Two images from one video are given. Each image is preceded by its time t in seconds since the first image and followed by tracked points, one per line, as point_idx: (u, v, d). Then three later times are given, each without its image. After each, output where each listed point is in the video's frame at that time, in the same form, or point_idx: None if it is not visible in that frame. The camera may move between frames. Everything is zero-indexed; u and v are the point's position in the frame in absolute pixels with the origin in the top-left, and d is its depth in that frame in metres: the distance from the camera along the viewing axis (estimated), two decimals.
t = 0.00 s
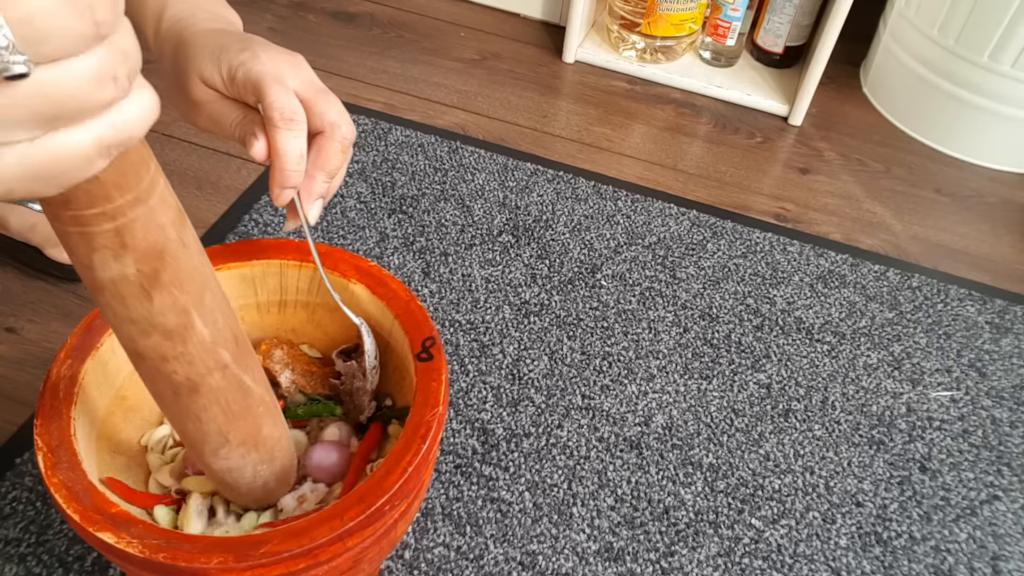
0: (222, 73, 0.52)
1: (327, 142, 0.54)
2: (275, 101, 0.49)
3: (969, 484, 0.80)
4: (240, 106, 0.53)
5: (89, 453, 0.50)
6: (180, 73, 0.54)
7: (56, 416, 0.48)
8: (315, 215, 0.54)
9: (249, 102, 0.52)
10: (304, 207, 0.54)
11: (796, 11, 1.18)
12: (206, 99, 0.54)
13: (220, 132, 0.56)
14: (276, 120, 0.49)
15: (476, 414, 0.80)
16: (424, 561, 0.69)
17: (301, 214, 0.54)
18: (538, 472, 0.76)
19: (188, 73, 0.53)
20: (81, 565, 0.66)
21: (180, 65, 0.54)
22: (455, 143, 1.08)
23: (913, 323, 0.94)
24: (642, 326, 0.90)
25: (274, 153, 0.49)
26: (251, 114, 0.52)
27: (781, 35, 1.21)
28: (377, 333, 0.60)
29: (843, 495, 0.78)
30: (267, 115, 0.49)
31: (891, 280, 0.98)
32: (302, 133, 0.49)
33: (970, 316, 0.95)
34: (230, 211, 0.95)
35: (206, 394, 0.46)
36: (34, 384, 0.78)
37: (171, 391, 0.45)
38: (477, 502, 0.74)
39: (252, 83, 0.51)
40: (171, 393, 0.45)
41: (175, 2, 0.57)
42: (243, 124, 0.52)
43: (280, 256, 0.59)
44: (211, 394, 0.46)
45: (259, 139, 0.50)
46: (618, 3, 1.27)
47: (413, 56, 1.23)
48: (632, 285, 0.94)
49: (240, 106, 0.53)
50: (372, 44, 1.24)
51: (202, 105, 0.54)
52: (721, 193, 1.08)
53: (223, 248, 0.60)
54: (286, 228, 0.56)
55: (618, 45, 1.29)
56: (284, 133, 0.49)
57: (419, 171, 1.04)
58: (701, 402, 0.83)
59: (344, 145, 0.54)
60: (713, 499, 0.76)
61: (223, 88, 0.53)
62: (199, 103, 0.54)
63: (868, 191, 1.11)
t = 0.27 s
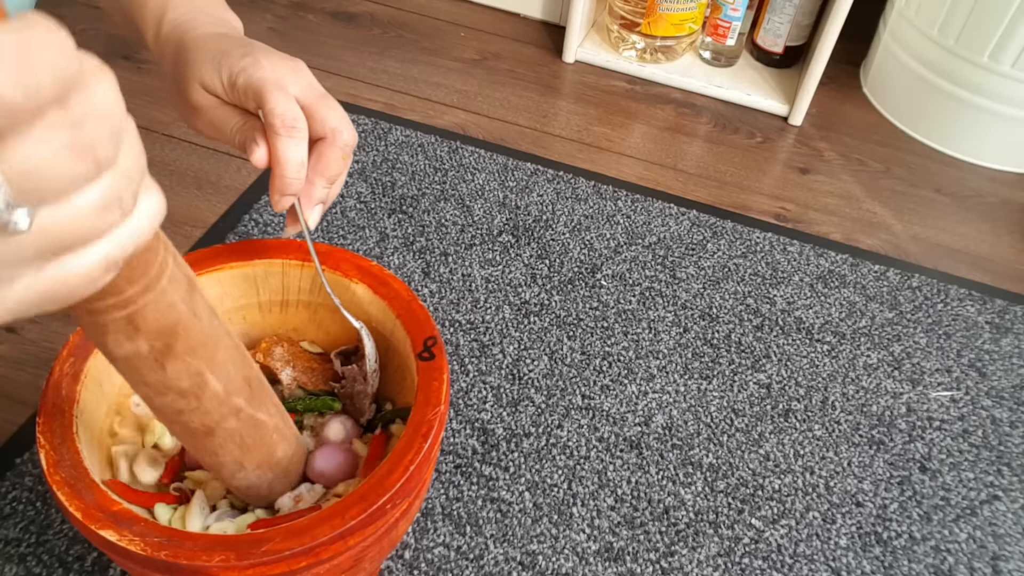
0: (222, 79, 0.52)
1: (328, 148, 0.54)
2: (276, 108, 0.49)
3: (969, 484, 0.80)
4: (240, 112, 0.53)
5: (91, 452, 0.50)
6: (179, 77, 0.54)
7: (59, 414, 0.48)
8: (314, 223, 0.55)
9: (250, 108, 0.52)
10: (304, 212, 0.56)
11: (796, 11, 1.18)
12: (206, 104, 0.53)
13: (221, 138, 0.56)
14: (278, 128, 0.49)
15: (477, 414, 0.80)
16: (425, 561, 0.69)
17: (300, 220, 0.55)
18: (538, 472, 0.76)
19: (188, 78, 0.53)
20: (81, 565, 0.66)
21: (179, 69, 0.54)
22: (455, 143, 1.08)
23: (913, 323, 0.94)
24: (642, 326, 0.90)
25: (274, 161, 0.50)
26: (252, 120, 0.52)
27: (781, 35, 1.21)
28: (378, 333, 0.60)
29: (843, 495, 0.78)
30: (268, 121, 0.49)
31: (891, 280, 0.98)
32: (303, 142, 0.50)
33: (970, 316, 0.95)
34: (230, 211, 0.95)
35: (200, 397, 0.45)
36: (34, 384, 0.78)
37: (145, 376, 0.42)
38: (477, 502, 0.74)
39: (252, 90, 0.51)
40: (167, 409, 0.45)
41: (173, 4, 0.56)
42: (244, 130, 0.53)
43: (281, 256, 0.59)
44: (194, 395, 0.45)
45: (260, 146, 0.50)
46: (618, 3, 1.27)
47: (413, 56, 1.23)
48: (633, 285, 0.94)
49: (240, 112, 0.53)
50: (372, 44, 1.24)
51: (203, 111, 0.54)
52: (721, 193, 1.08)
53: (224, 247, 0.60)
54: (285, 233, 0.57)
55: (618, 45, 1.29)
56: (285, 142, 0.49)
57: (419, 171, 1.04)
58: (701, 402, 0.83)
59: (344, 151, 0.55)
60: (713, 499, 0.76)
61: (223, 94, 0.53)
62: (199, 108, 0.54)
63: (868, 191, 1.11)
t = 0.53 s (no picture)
0: (228, 78, 0.52)
1: (333, 146, 0.54)
2: (283, 105, 0.49)
3: (968, 484, 0.80)
4: (246, 110, 0.53)
5: (92, 451, 0.50)
6: (184, 76, 0.54)
7: (60, 414, 0.48)
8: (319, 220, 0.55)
9: (256, 106, 0.52)
10: (308, 211, 0.55)
11: (796, 11, 1.18)
12: (211, 102, 0.53)
13: (225, 137, 0.55)
14: (286, 125, 0.49)
15: (477, 414, 0.80)
16: (425, 561, 0.69)
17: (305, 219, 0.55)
18: (538, 472, 0.76)
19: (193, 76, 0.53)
20: (81, 565, 0.66)
21: (184, 68, 0.53)
22: (455, 143, 1.08)
23: (913, 323, 0.94)
24: (642, 326, 0.90)
25: (282, 158, 0.49)
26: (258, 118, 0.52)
27: (781, 35, 1.21)
28: (379, 333, 0.60)
29: (843, 495, 0.78)
30: (276, 118, 0.49)
31: (891, 280, 0.98)
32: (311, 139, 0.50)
33: (970, 316, 0.95)
34: (230, 211, 0.95)
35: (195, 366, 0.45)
36: (34, 384, 0.78)
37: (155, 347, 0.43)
38: (477, 502, 0.74)
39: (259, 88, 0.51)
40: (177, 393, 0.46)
41: (177, 3, 0.56)
42: (251, 128, 0.52)
43: (281, 256, 0.59)
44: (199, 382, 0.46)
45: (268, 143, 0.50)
46: (618, 3, 1.27)
47: (413, 56, 1.23)
48: (633, 285, 0.94)
49: (246, 110, 0.53)
50: (372, 44, 1.24)
51: (208, 110, 0.53)
52: (721, 193, 1.08)
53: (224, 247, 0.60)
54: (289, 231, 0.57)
55: (618, 45, 1.29)
56: (294, 139, 0.49)
57: (420, 170, 1.04)
58: (701, 402, 0.83)
59: (350, 149, 0.55)
60: (713, 499, 0.76)
61: (229, 93, 0.52)
62: (204, 107, 0.53)
63: (868, 191, 1.11)
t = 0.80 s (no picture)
0: (236, 74, 0.52)
1: (337, 142, 0.54)
2: (292, 101, 0.50)
3: (969, 484, 0.80)
4: (252, 106, 0.53)
5: (92, 451, 0.50)
6: (189, 73, 0.54)
7: (59, 413, 0.48)
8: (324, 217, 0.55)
9: (263, 103, 0.52)
10: (313, 207, 0.55)
11: (796, 11, 1.18)
12: (217, 99, 0.53)
13: (230, 132, 0.55)
14: (293, 121, 0.49)
15: (477, 414, 0.80)
16: (425, 561, 0.69)
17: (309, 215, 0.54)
18: (538, 472, 0.76)
19: (199, 73, 0.53)
20: (81, 565, 0.66)
21: (189, 65, 0.53)
22: (455, 143, 1.08)
23: (913, 323, 0.94)
24: (642, 326, 0.90)
25: (289, 153, 0.50)
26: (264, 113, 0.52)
27: (781, 35, 1.21)
28: (379, 333, 0.60)
29: (843, 495, 0.78)
30: (283, 114, 0.50)
31: (891, 280, 0.98)
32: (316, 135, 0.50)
33: (970, 316, 0.95)
34: (230, 211, 0.95)
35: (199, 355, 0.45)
36: (34, 384, 0.78)
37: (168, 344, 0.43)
38: (477, 502, 0.74)
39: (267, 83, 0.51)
40: (184, 393, 0.46)
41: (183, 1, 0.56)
42: (257, 124, 0.52)
43: (281, 256, 0.59)
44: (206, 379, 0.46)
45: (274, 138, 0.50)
46: (618, 3, 1.27)
47: (413, 56, 1.23)
48: (632, 285, 0.94)
49: (252, 106, 0.53)
50: (372, 44, 1.24)
51: (213, 105, 0.53)
52: (721, 193, 1.08)
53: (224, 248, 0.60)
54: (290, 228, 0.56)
55: (618, 45, 1.29)
56: (300, 134, 0.49)
57: (420, 171, 1.04)
58: (701, 402, 0.83)
59: (354, 146, 0.55)
60: (713, 499, 0.76)
61: (236, 89, 0.53)
62: (209, 102, 0.53)
63: (868, 191, 1.11)
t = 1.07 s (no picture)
0: (236, 74, 0.52)
1: (336, 143, 0.54)
2: (291, 101, 0.50)
3: (969, 484, 0.80)
4: (252, 106, 0.53)
5: (92, 451, 0.50)
6: (189, 74, 0.53)
7: (59, 414, 0.48)
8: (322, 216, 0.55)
9: (262, 103, 0.52)
10: (313, 207, 0.54)
11: (796, 11, 1.18)
12: (216, 98, 0.53)
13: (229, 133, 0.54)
14: (292, 121, 0.49)
15: (477, 414, 0.80)
16: (425, 561, 0.69)
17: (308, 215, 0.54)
18: (538, 472, 0.76)
19: (199, 72, 0.53)
20: (81, 565, 0.66)
21: (190, 65, 0.53)
22: (455, 143, 1.08)
23: (913, 323, 0.94)
24: (642, 326, 0.90)
25: (288, 153, 0.50)
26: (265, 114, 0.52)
27: (781, 35, 1.21)
28: (379, 334, 0.60)
29: (843, 495, 0.78)
30: (282, 114, 0.50)
31: (891, 280, 0.98)
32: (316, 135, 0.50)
33: (970, 316, 0.95)
34: (230, 211, 0.95)
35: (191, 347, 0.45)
36: (34, 384, 0.78)
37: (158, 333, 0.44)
38: (477, 502, 0.74)
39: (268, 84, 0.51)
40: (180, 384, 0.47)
41: (183, 1, 0.56)
42: (257, 124, 0.52)
43: (281, 256, 0.59)
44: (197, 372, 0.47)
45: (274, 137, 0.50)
46: (618, 3, 1.27)
47: (413, 56, 1.23)
48: (633, 285, 0.94)
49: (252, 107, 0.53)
50: (372, 44, 1.24)
51: (213, 105, 0.53)
52: (721, 193, 1.08)
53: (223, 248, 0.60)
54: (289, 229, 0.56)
55: (618, 45, 1.29)
56: (299, 134, 0.49)
57: (420, 171, 1.04)
58: (701, 402, 0.83)
59: (353, 147, 0.55)
60: (713, 499, 0.76)
61: (235, 89, 0.52)
62: (209, 102, 0.53)
63: (868, 191, 1.11)
